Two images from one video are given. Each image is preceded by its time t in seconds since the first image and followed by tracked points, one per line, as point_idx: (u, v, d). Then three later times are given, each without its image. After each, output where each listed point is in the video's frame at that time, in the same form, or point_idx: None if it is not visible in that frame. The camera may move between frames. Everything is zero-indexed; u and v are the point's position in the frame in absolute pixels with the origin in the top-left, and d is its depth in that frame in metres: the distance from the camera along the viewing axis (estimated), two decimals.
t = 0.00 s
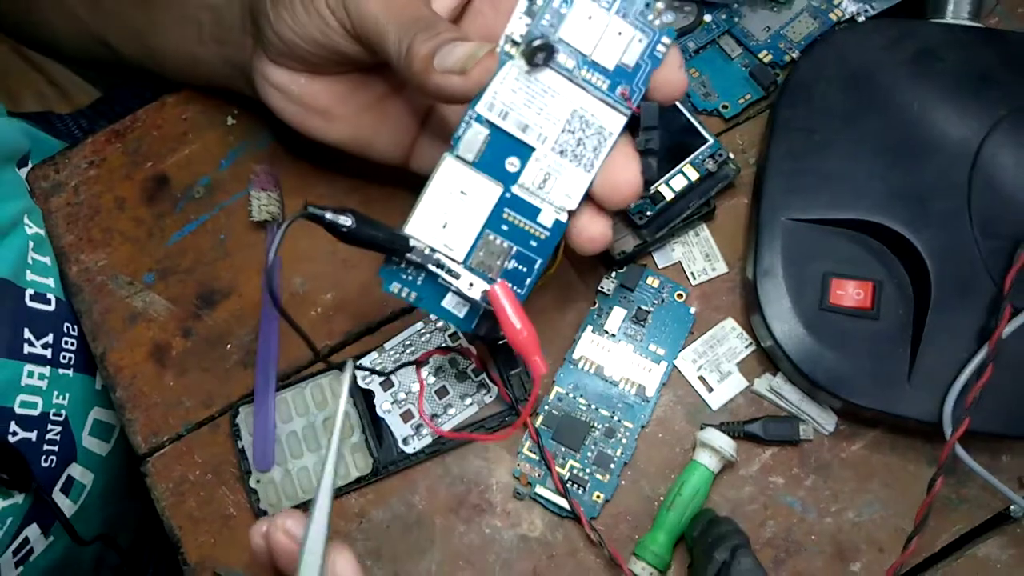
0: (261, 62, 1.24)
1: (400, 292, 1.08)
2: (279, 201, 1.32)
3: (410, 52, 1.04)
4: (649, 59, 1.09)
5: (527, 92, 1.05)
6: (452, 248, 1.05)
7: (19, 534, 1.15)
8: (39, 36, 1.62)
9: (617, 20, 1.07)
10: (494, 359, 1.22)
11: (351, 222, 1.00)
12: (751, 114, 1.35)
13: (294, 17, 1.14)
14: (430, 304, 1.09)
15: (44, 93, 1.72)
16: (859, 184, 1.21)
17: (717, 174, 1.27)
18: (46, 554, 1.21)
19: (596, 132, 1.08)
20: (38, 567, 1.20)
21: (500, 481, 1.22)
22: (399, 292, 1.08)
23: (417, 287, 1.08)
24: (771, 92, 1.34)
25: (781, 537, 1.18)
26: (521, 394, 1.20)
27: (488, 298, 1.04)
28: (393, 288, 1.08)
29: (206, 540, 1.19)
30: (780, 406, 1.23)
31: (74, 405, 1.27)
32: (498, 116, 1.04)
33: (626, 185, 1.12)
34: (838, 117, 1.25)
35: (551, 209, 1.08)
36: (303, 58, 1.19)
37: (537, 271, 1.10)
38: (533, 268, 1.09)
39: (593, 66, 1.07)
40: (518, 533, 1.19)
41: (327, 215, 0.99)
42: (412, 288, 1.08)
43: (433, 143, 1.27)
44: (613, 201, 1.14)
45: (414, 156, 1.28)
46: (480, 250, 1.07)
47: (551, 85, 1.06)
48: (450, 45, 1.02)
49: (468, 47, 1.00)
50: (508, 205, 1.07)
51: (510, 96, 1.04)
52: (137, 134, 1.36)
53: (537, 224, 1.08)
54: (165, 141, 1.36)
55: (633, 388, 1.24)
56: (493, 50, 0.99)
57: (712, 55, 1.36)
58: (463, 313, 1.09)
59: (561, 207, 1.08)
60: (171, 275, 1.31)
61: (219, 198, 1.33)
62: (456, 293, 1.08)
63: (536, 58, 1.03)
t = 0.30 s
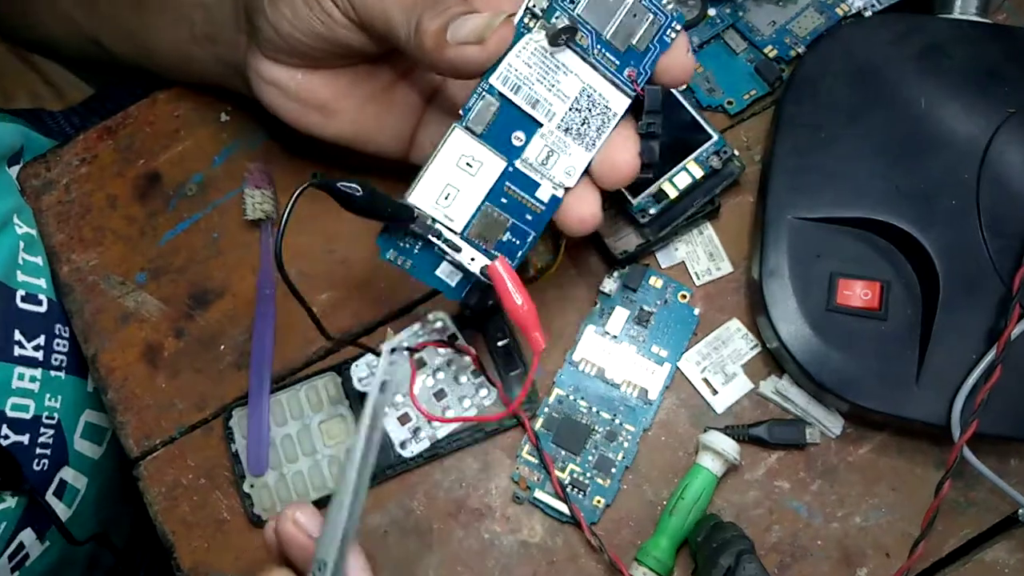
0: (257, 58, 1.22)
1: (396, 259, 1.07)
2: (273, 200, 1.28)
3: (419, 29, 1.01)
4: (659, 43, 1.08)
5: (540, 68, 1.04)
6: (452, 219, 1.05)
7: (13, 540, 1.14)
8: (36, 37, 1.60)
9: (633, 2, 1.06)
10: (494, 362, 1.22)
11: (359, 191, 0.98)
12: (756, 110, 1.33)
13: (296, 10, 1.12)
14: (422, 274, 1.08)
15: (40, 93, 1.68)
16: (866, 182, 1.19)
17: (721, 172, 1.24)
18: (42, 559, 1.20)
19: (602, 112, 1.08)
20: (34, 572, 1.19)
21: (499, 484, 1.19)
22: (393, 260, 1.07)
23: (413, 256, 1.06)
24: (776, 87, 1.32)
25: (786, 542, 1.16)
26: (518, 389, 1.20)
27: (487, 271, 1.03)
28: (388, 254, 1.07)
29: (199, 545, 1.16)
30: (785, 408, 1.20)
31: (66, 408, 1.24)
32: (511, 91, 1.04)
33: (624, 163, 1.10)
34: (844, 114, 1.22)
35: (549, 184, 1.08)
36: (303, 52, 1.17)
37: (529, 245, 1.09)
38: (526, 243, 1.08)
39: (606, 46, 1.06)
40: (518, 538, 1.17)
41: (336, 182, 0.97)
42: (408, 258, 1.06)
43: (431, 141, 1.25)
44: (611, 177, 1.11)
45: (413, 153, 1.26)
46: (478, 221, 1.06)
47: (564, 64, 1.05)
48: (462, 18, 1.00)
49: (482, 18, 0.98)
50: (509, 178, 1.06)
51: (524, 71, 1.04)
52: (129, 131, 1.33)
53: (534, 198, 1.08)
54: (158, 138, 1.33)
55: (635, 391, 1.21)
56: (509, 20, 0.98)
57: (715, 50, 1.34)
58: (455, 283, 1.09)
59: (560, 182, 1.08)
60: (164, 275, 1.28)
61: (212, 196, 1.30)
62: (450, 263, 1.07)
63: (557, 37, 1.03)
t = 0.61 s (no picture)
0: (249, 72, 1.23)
1: (401, 254, 1.11)
2: (276, 200, 1.30)
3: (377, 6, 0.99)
4: None
5: (505, 29, 1.05)
6: (448, 202, 1.07)
7: (19, 538, 1.15)
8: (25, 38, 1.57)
9: None
10: (497, 361, 1.24)
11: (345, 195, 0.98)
12: (753, 112, 1.34)
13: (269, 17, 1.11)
14: (431, 261, 1.12)
15: (43, 95, 1.69)
16: (862, 183, 1.20)
17: (719, 173, 1.26)
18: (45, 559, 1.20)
19: (580, 61, 1.07)
20: (38, 571, 1.20)
21: (499, 482, 1.20)
22: (400, 254, 1.11)
23: (418, 248, 1.10)
24: (773, 89, 1.33)
25: (783, 539, 1.17)
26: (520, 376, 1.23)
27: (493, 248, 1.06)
28: (393, 250, 1.11)
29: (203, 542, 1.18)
30: (782, 406, 1.22)
31: (70, 407, 1.25)
32: (479, 59, 1.05)
33: (615, 111, 1.10)
34: (840, 116, 1.23)
35: (540, 146, 1.08)
36: (286, 58, 1.18)
37: (533, 212, 1.10)
38: (528, 212, 1.10)
39: None
40: (518, 535, 1.18)
41: (320, 193, 0.97)
42: (413, 250, 1.10)
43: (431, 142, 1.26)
44: (604, 128, 1.12)
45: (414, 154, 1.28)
46: (476, 199, 1.08)
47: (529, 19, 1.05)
48: None
49: None
50: (498, 148, 1.08)
51: (488, 38, 1.04)
52: (133, 133, 1.34)
53: (528, 163, 1.08)
54: (163, 139, 1.34)
55: (633, 389, 1.23)
56: None
57: (713, 52, 1.35)
58: (465, 265, 1.12)
59: (551, 142, 1.08)
60: (168, 275, 1.29)
61: (216, 197, 1.32)
62: (456, 247, 1.10)
63: None
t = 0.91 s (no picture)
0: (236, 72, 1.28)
1: (380, 236, 1.06)
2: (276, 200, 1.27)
3: None
4: None
5: None
6: (424, 180, 1.02)
7: (25, 539, 1.15)
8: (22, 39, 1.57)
9: None
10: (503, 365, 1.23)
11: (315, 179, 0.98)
12: (753, 112, 1.35)
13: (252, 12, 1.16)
14: (414, 244, 1.07)
15: (43, 93, 1.69)
16: (862, 183, 1.20)
17: (719, 173, 1.26)
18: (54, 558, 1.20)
19: (550, 23, 1.01)
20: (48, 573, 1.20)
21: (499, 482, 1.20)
22: (381, 238, 1.06)
23: (398, 230, 1.06)
24: (773, 90, 1.34)
25: (783, 539, 1.17)
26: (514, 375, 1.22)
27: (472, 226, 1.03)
28: (372, 235, 1.06)
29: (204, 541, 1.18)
30: (782, 406, 1.22)
31: (71, 405, 1.24)
32: (439, 29, 0.99)
33: (586, 73, 1.03)
34: (840, 116, 1.23)
35: (517, 115, 1.03)
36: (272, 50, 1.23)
37: (516, 184, 1.05)
38: (509, 185, 1.05)
39: None
40: (518, 535, 1.18)
41: (290, 179, 0.97)
42: (393, 232, 1.06)
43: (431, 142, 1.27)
44: (578, 93, 1.06)
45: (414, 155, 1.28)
46: (453, 177, 1.03)
47: None
48: None
49: None
50: (470, 121, 1.02)
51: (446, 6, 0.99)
52: (133, 132, 1.34)
53: (506, 135, 1.03)
54: (163, 139, 1.34)
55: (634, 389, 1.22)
56: None
57: (714, 52, 1.35)
58: (450, 246, 1.07)
59: (527, 110, 1.02)
60: (168, 275, 1.30)
61: (217, 197, 1.33)
62: (438, 227, 1.05)
63: None
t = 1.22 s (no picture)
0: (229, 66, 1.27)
1: (384, 222, 1.07)
2: (276, 200, 1.27)
3: None
4: None
5: None
6: (422, 162, 1.02)
7: (17, 540, 1.14)
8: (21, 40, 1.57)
9: None
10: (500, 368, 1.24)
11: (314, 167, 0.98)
12: (753, 112, 1.34)
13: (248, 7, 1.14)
14: (418, 227, 1.08)
15: (44, 94, 1.70)
16: (862, 183, 1.20)
17: (719, 173, 1.26)
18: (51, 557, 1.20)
19: None
20: None
21: (499, 482, 1.20)
22: (383, 224, 1.07)
23: (400, 214, 1.06)
24: (773, 90, 1.33)
25: (783, 539, 1.17)
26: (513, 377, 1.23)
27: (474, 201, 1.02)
28: (376, 220, 1.07)
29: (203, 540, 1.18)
30: (782, 406, 1.22)
31: (66, 408, 1.24)
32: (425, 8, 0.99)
33: (577, 40, 0.98)
34: (840, 115, 1.23)
35: (510, 90, 1.02)
36: (265, 43, 1.21)
37: (515, 160, 1.04)
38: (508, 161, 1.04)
39: None
40: (518, 535, 1.18)
41: (287, 169, 0.96)
42: (395, 217, 1.06)
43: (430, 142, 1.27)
44: (569, 61, 1.00)
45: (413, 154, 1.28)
46: (451, 156, 1.03)
47: None
48: None
49: None
50: (464, 98, 1.02)
51: None
52: (133, 133, 1.34)
53: (501, 111, 1.02)
54: (162, 139, 1.34)
55: (634, 389, 1.23)
56: None
57: (713, 52, 1.35)
58: (453, 227, 1.08)
59: (521, 84, 1.01)
60: (168, 275, 1.30)
61: (217, 197, 1.33)
62: (441, 209, 1.06)
63: None
